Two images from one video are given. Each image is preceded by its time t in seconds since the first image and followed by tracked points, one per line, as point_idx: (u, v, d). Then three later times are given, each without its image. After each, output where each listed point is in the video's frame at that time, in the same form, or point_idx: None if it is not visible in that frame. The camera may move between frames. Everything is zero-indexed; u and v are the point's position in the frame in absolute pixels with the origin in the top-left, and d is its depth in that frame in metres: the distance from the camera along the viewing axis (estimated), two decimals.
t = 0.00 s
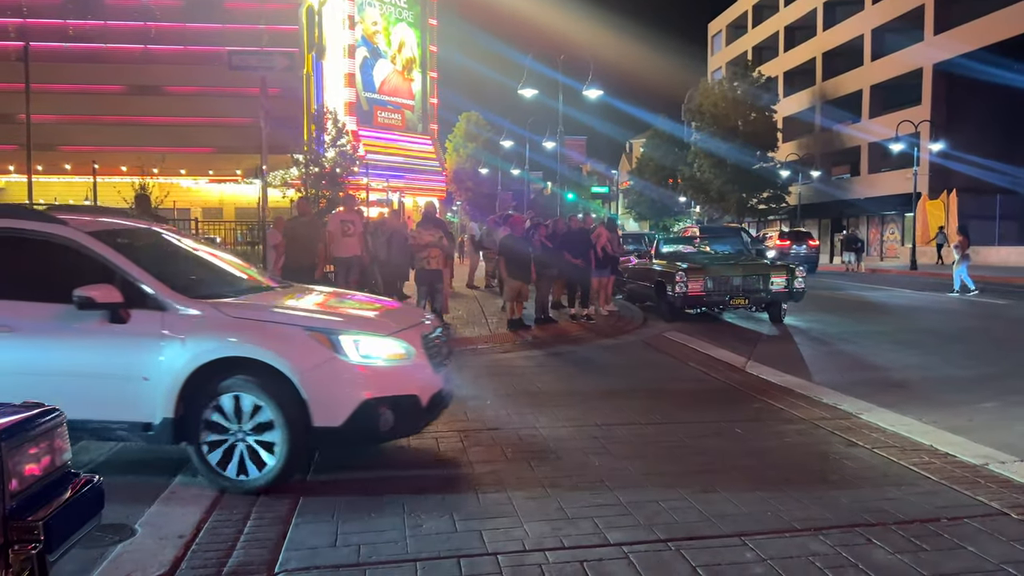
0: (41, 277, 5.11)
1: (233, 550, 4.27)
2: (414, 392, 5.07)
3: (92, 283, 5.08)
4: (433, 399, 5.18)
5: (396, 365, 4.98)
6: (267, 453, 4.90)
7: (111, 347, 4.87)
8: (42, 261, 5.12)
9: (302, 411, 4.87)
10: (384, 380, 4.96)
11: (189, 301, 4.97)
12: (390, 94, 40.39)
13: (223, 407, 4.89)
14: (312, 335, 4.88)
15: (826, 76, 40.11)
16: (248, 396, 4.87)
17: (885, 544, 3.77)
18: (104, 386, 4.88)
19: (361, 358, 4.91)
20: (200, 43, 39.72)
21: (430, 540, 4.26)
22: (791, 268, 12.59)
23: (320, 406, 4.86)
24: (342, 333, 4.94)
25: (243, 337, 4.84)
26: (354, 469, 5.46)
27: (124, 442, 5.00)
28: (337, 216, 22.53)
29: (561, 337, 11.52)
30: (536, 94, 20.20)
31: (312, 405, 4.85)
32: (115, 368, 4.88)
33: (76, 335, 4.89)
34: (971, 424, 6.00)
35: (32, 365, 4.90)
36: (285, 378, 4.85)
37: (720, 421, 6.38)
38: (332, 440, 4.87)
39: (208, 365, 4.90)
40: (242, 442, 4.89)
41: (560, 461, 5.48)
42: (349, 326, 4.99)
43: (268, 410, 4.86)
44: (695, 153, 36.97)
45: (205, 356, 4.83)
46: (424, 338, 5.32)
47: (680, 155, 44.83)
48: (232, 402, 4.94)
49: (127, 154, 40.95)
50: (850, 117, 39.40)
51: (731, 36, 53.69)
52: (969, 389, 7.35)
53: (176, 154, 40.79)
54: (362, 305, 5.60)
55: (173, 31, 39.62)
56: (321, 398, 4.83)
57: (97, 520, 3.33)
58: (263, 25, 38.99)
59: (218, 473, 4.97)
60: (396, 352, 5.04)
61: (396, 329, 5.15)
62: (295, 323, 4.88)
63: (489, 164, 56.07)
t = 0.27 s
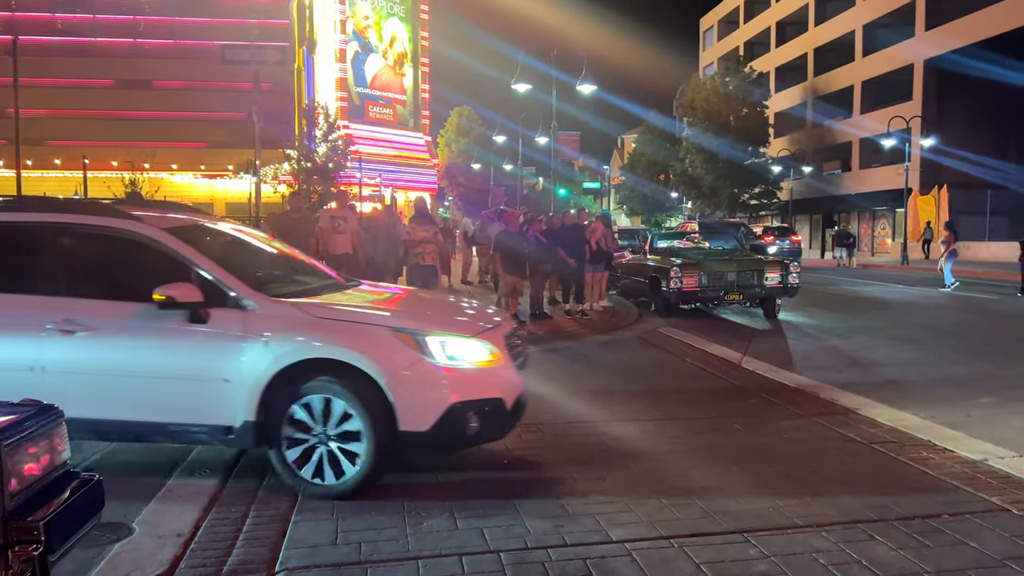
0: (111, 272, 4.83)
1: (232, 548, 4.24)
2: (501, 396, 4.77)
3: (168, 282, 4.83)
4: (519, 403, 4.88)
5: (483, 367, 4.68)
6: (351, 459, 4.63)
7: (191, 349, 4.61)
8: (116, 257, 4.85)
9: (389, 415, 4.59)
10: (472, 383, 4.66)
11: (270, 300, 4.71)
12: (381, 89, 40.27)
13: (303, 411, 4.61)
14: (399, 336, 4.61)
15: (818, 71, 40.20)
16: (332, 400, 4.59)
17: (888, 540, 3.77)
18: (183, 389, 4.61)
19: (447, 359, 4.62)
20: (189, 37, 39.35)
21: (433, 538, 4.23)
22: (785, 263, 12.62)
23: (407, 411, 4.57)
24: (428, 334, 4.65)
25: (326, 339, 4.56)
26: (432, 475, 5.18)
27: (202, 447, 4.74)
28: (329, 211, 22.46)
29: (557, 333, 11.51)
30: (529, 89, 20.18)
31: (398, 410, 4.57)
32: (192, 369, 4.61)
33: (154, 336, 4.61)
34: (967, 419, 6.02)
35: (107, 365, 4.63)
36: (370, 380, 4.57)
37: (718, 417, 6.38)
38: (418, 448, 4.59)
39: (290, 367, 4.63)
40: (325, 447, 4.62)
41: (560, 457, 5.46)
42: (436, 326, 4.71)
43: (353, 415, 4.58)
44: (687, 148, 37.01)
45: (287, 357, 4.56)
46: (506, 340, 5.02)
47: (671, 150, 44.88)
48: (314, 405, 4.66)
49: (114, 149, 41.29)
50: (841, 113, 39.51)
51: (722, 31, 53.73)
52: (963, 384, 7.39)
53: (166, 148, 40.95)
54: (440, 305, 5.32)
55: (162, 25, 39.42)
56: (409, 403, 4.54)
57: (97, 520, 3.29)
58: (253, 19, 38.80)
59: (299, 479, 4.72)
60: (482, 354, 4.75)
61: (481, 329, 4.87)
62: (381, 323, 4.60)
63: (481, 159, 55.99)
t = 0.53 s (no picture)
0: (183, 268, 4.69)
1: (233, 547, 4.23)
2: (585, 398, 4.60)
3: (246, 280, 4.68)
4: (601, 404, 4.71)
5: (568, 368, 4.51)
6: (435, 462, 4.47)
7: (271, 347, 4.45)
8: (191, 253, 4.70)
9: (475, 416, 4.42)
10: (557, 384, 4.49)
11: (351, 298, 4.56)
12: (375, 84, 40.18)
13: (386, 412, 4.46)
14: (484, 335, 4.44)
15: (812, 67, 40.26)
16: (416, 401, 4.43)
17: (889, 536, 3.79)
18: (262, 390, 4.47)
19: (533, 359, 4.45)
20: (183, 32, 39.36)
21: (434, 535, 4.22)
22: (781, 259, 12.58)
23: (494, 412, 4.40)
24: (514, 333, 4.49)
25: (412, 338, 4.40)
26: (507, 476, 5.03)
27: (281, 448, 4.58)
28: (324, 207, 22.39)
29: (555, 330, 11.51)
30: (525, 85, 20.16)
31: (484, 411, 4.40)
32: (272, 369, 4.45)
33: (233, 335, 4.46)
34: (964, 416, 6.05)
35: (185, 366, 4.48)
36: (456, 380, 4.41)
37: (719, 414, 6.39)
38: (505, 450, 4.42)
39: (372, 367, 4.47)
40: (408, 448, 4.46)
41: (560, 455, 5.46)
42: (521, 326, 4.54)
43: (437, 416, 4.41)
44: (682, 144, 37.02)
45: (371, 357, 4.41)
46: (586, 338, 4.84)
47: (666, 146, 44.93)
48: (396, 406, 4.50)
49: (110, 145, 40.99)
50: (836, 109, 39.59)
51: (717, 27, 53.74)
52: (959, 381, 7.43)
53: (162, 143, 41.01)
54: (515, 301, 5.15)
55: (154, 20, 39.29)
56: (495, 404, 4.38)
57: (99, 518, 3.28)
58: (247, 14, 38.65)
59: (379, 482, 4.56)
60: (566, 354, 4.57)
61: (563, 328, 4.70)
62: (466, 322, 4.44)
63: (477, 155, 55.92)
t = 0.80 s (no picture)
0: (251, 266, 4.60)
1: (235, 544, 4.23)
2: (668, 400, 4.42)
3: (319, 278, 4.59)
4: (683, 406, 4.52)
5: (650, 370, 4.33)
6: (513, 466, 4.32)
7: (346, 348, 4.34)
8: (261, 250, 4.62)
9: (556, 420, 4.27)
10: (639, 387, 4.31)
11: (426, 297, 4.43)
12: (373, 81, 40.18)
13: (464, 413, 4.32)
14: (565, 335, 4.28)
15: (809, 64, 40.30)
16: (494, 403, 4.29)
17: (891, 532, 3.81)
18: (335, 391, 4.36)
19: (615, 361, 4.27)
20: (180, 29, 39.52)
21: (437, 532, 4.23)
22: (779, 256, 12.69)
23: (576, 415, 4.24)
24: (595, 333, 4.32)
25: (492, 339, 4.25)
26: (582, 478, 4.87)
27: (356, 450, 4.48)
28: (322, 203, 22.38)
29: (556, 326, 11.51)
30: (523, 82, 20.20)
31: (565, 413, 4.24)
32: (348, 370, 4.34)
33: (306, 335, 4.35)
34: (964, 412, 6.08)
35: (260, 367, 4.39)
36: (537, 382, 4.27)
37: (723, 409, 6.39)
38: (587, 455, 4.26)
39: (449, 367, 4.34)
40: (486, 452, 4.31)
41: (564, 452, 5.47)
42: (602, 326, 4.37)
43: (516, 419, 4.26)
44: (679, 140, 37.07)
45: (449, 357, 4.28)
46: (667, 338, 4.65)
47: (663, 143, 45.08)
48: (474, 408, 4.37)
49: (108, 142, 40.13)
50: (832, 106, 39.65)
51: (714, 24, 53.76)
52: (959, 377, 7.45)
53: (157, 140, 40.19)
54: (591, 299, 4.97)
55: (151, 17, 39.40)
56: (577, 407, 4.22)
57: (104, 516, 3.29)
58: (244, 11, 38.64)
59: (455, 485, 4.43)
60: (647, 355, 4.39)
61: (645, 328, 4.51)
62: (547, 321, 4.28)
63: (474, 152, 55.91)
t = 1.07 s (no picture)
0: (316, 264, 4.54)
1: (240, 540, 4.25)
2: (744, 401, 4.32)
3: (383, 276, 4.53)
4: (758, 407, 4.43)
5: (728, 370, 4.23)
6: (588, 469, 4.23)
7: (418, 349, 4.28)
8: (324, 248, 4.56)
9: (633, 421, 4.18)
10: (717, 388, 4.21)
11: (497, 295, 4.35)
12: (371, 79, 40.19)
13: (538, 415, 4.24)
14: (643, 336, 4.19)
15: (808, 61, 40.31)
16: (569, 404, 4.21)
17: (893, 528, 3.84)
18: (401, 392, 4.31)
19: (694, 361, 4.18)
20: (177, 26, 39.36)
21: (441, 528, 4.25)
22: (780, 253, 12.79)
23: (656, 417, 4.15)
24: (673, 333, 4.22)
25: (568, 339, 4.17)
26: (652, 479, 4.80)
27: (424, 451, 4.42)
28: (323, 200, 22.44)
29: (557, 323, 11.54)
30: (523, 79, 20.21)
31: (643, 415, 4.15)
32: (418, 370, 4.28)
33: (375, 334, 4.30)
34: (965, 408, 6.11)
35: (328, 366, 4.34)
36: (613, 383, 4.19)
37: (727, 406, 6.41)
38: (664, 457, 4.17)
39: (521, 367, 4.27)
40: (560, 454, 4.23)
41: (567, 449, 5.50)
42: (680, 326, 4.27)
43: (591, 420, 4.18)
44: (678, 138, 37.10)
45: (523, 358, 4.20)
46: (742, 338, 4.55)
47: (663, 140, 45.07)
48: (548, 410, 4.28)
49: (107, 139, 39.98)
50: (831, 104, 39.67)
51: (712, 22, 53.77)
52: (958, 373, 7.48)
53: (155, 138, 40.09)
54: (658, 296, 4.88)
55: (149, 15, 39.39)
56: (656, 409, 4.13)
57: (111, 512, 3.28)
58: (242, 8, 38.61)
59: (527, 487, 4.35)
60: (725, 355, 4.29)
61: (720, 327, 4.42)
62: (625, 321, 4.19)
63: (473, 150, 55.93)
